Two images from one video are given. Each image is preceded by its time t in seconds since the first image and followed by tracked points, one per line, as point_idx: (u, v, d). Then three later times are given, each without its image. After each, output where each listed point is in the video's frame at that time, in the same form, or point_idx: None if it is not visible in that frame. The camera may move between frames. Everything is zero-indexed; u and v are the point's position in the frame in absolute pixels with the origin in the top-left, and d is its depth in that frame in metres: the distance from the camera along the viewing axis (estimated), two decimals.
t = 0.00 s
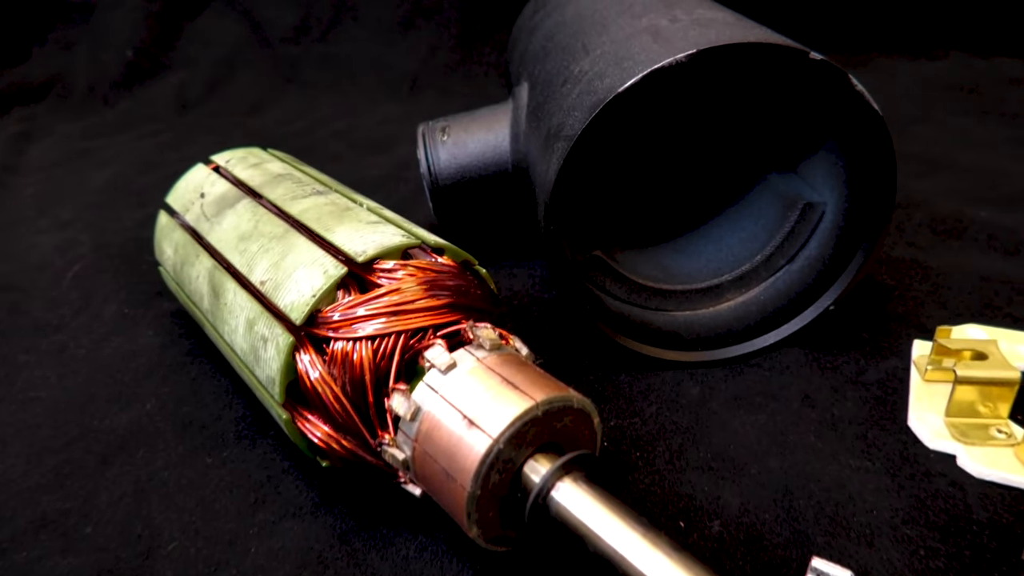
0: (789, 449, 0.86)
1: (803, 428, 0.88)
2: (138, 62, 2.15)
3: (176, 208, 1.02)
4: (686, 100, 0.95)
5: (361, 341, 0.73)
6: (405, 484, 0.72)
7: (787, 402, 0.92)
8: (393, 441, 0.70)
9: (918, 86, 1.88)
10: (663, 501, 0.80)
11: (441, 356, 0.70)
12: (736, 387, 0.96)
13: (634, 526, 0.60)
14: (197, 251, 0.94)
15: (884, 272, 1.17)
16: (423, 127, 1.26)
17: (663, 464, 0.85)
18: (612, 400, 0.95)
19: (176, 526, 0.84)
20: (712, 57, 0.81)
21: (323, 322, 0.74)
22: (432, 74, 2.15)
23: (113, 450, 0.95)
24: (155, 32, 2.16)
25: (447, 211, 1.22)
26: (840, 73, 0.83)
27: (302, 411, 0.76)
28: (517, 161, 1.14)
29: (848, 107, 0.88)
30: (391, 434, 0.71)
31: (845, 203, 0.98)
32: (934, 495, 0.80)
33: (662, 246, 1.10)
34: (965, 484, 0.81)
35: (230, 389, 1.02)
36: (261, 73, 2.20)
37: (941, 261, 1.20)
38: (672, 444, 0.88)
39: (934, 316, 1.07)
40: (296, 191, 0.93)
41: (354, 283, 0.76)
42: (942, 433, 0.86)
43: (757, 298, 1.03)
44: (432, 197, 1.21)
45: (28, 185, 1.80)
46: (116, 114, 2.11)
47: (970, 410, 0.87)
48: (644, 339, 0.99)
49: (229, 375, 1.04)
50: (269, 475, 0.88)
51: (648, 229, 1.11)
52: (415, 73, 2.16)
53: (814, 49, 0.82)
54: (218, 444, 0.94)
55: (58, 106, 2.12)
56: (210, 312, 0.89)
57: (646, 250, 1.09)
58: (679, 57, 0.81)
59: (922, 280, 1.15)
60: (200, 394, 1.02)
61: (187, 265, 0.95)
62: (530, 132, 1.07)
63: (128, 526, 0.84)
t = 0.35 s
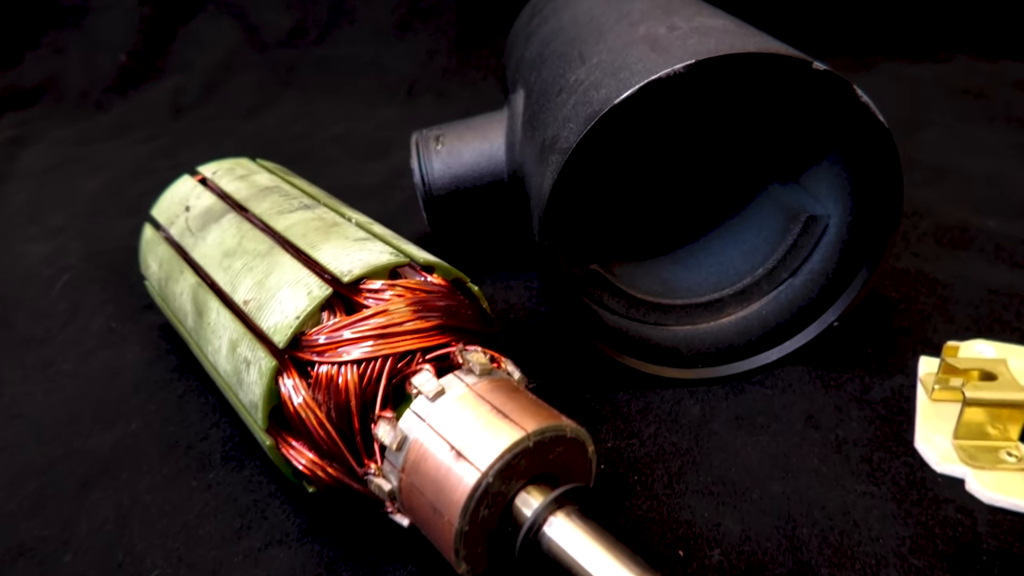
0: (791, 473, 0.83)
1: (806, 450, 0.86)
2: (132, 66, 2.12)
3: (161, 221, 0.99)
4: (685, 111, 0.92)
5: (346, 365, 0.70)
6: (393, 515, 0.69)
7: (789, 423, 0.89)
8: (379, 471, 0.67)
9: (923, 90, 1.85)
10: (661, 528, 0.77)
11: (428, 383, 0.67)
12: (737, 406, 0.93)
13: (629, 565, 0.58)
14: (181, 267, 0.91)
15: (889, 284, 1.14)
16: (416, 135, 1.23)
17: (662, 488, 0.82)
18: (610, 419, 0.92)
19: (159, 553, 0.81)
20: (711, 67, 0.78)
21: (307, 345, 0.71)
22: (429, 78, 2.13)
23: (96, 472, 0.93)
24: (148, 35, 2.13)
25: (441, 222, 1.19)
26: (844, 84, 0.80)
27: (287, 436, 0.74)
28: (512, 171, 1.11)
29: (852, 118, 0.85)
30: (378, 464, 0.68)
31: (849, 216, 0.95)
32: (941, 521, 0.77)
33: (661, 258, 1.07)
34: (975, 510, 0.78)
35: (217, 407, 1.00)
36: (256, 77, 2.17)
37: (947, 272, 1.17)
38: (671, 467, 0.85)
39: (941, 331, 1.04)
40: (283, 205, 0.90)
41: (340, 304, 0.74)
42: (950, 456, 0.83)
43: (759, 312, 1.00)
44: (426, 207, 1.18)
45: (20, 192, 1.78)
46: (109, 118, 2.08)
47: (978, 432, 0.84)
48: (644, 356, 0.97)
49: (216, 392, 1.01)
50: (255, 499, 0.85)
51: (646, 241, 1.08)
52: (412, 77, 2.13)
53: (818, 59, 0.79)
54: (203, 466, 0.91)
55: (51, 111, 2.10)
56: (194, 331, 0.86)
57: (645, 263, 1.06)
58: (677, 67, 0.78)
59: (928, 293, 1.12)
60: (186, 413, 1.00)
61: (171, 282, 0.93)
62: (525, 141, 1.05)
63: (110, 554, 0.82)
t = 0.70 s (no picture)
0: (790, 495, 0.81)
1: (805, 469, 0.84)
2: (126, 68, 2.09)
3: (147, 233, 0.97)
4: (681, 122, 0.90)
5: (331, 388, 0.68)
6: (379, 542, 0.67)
7: (789, 441, 0.87)
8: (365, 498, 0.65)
9: (925, 93, 1.82)
10: (656, 552, 0.76)
11: (415, 408, 0.65)
12: (734, 423, 0.91)
13: None
14: (166, 282, 0.89)
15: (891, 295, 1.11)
16: (408, 142, 1.20)
17: (658, 509, 0.80)
18: (605, 436, 0.90)
19: None
20: (707, 80, 0.76)
21: (291, 367, 0.69)
22: (425, 80, 2.10)
23: (79, 490, 0.91)
24: (141, 36, 2.10)
25: (434, 231, 1.17)
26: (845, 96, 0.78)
27: (270, 459, 0.71)
28: (506, 179, 1.09)
29: (853, 130, 0.83)
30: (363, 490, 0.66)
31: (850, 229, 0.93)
32: (945, 545, 0.75)
33: (658, 269, 1.05)
34: (979, 534, 0.76)
35: (204, 423, 0.98)
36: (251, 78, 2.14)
37: (950, 282, 1.15)
38: (667, 487, 0.83)
39: (944, 344, 1.02)
40: (269, 218, 0.88)
41: (325, 323, 0.72)
42: (953, 476, 0.80)
43: (757, 325, 0.98)
44: (418, 216, 1.16)
45: (10, 196, 1.75)
46: (102, 120, 2.05)
47: (983, 452, 0.82)
48: (640, 370, 0.94)
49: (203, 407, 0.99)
50: (239, 520, 0.83)
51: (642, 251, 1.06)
52: (408, 79, 2.10)
53: (818, 71, 0.77)
54: (187, 485, 0.89)
55: (43, 113, 2.07)
56: (178, 348, 0.84)
57: (641, 273, 1.04)
58: (672, 80, 0.75)
59: (932, 304, 1.10)
60: (172, 428, 0.98)
61: (156, 296, 0.91)
62: (519, 150, 1.02)
63: None
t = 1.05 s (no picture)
0: (784, 516, 0.79)
1: (801, 489, 0.82)
2: (118, 71, 2.07)
3: (128, 244, 0.95)
4: (675, 131, 0.88)
5: (310, 411, 0.66)
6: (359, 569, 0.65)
7: (784, 458, 0.85)
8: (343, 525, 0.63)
9: (924, 96, 1.80)
10: None
11: (396, 432, 0.63)
12: (728, 440, 0.89)
13: None
14: (146, 296, 0.87)
15: (890, 305, 1.09)
16: (398, 150, 1.18)
17: (649, 531, 0.78)
18: (596, 453, 0.88)
19: None
20: (700, 90, 0.74)
21: (270, 388, 0.67)
22: (420, 83, 2.08)
23: (57, 508, 0.89)
24: (133, 39, 2.07)
25: (423, 240, 1.15)
26: (843, 107, 0.75)
27: (248, 482, 0.69)
28: (497, 188, 1.07)
29: (851, 140, 0.81)
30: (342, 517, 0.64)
31: (848, 239, 0.91)
32: (944, 568, 0.73)
33: (652, 279, 1.03)
34: (980, 557, 0.74)
35: (187, 438, 0.96)
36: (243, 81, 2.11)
37: (950, 292, 1.12)
38: (659, 506, 0.81)
39: (943, 357, 1.00)
40: (252, 230, 0.86)
41: (305, 343, 0.69)
42: (953, 496, 0.78)
43: (753, 337, 0.96)
44: (407, 225, 1.14)
45: None
46: (93, 124, 2.03)
47: (984, 471, 0.79)
48: (632, 385, 0.92)
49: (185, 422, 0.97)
50: (219, 541, 0.81)
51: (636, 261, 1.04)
52: (402, 82, 2.08)
53: (814, 81, 0.74)
54: (167, 503, 0.87)
55: (34, 117, 2.05)
56: (158, 365, 0.82)
57: (634, 284, 1.02)
58: (665, 91, 0.73)
59: (931, 315, 1.07)
60: (154, 444, 0.96)
61: (136, 311, 0.89)
62: (510, 159, 1.00)
63: None
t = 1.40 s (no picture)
0: (774, 531, 0.77)
1: (792, 503, 0.80)
2: (110, 75, 2.04)
3: (109, 253, 0.93)
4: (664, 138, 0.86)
5: (287, 427, 0.64)
6: None
7: (775, 471, 0.84)
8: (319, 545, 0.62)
9: (920, 99, 1.79)
10: None
11: (374, 449, 0.61)
12: (718, 452, 0.87)
13: None
14: (125, 306, 0.85)
15: (884, 313, 1.08)
16: (385, 155, 1.16)
17: (637, 547, 0.77)
18: (584, 465, 0.86)
19: None
20: (689, 97, 0.72)
21: (246, 404, 0.65)
22: (412, 87, 2.07)
23: (35, 522, 0.87)
24: (125, 42, 2.04)
25: (411, 247, 1.13)
26: (835, 113, 0.73)
27: (224, 499, 0.68)
28: (485, 194, 1.05)
29: (842, 146, 0.79)
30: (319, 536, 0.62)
31: (840, 247, 0.89)
32: None
33: (642, 286, 1.02)
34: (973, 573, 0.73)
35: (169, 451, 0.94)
36: (235, 85, 2.09)
37: (944, 299, 1.11)
38: (647, 521, 0.80)
39: (937, 366, 0.99)
40: (232, 239, 0.84)
41: (283, 356, 0.68)
42: (947, 511, 0.77)
43: (744, 346, 0.94)
44: (394, 232, 1.12)
45: None
46: (83, 128, 2.00)
47: (979, 485, 0.78)
48: (621, 396, 0.91)
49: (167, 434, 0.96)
50: (198, 558, 0.80)
51: (627, 268, 1.03)
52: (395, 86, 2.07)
53: (804, 87, 0.72)
54: (146, 518, 0.86)
55: (24, 121, 2.03)
56: (137, 377, 0.81)
57: (625, 291, 1.01)
58: (652, 97, 0.71)
59: (925, 323, 1.06)
60: (135, 456, 0.94)
61: (116, 321, 0.87)
62: (498, 165, 0.99)
63: None
